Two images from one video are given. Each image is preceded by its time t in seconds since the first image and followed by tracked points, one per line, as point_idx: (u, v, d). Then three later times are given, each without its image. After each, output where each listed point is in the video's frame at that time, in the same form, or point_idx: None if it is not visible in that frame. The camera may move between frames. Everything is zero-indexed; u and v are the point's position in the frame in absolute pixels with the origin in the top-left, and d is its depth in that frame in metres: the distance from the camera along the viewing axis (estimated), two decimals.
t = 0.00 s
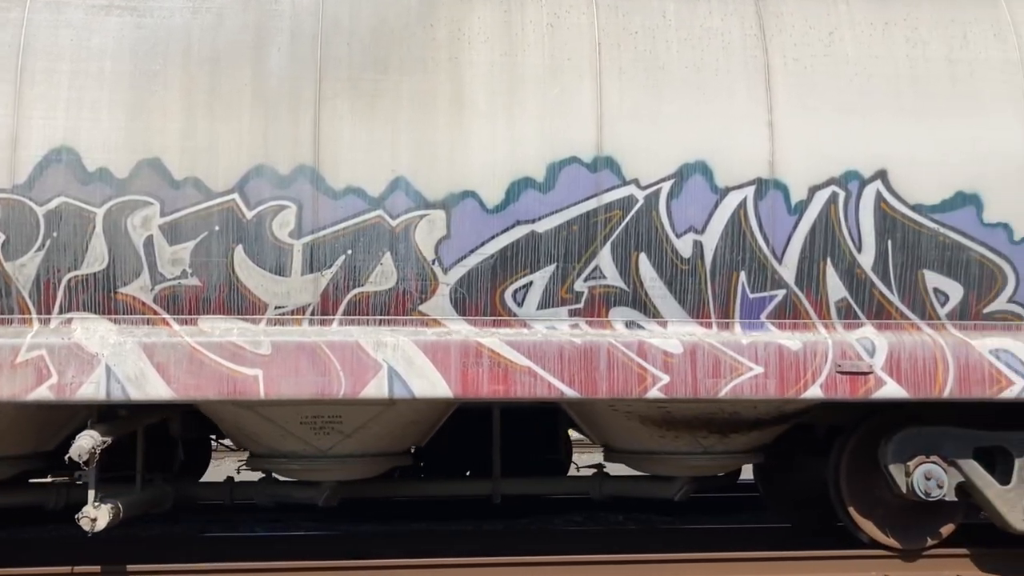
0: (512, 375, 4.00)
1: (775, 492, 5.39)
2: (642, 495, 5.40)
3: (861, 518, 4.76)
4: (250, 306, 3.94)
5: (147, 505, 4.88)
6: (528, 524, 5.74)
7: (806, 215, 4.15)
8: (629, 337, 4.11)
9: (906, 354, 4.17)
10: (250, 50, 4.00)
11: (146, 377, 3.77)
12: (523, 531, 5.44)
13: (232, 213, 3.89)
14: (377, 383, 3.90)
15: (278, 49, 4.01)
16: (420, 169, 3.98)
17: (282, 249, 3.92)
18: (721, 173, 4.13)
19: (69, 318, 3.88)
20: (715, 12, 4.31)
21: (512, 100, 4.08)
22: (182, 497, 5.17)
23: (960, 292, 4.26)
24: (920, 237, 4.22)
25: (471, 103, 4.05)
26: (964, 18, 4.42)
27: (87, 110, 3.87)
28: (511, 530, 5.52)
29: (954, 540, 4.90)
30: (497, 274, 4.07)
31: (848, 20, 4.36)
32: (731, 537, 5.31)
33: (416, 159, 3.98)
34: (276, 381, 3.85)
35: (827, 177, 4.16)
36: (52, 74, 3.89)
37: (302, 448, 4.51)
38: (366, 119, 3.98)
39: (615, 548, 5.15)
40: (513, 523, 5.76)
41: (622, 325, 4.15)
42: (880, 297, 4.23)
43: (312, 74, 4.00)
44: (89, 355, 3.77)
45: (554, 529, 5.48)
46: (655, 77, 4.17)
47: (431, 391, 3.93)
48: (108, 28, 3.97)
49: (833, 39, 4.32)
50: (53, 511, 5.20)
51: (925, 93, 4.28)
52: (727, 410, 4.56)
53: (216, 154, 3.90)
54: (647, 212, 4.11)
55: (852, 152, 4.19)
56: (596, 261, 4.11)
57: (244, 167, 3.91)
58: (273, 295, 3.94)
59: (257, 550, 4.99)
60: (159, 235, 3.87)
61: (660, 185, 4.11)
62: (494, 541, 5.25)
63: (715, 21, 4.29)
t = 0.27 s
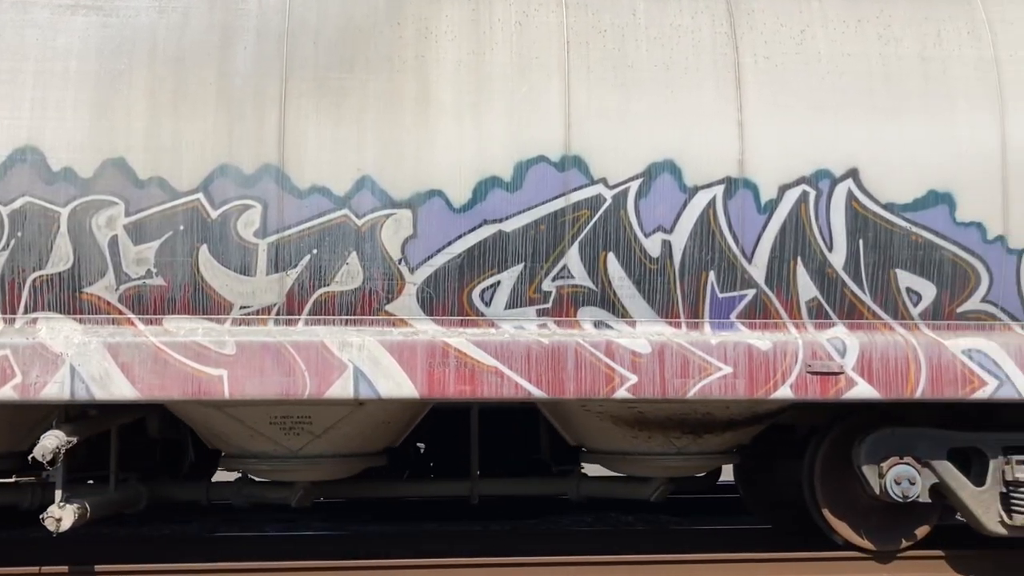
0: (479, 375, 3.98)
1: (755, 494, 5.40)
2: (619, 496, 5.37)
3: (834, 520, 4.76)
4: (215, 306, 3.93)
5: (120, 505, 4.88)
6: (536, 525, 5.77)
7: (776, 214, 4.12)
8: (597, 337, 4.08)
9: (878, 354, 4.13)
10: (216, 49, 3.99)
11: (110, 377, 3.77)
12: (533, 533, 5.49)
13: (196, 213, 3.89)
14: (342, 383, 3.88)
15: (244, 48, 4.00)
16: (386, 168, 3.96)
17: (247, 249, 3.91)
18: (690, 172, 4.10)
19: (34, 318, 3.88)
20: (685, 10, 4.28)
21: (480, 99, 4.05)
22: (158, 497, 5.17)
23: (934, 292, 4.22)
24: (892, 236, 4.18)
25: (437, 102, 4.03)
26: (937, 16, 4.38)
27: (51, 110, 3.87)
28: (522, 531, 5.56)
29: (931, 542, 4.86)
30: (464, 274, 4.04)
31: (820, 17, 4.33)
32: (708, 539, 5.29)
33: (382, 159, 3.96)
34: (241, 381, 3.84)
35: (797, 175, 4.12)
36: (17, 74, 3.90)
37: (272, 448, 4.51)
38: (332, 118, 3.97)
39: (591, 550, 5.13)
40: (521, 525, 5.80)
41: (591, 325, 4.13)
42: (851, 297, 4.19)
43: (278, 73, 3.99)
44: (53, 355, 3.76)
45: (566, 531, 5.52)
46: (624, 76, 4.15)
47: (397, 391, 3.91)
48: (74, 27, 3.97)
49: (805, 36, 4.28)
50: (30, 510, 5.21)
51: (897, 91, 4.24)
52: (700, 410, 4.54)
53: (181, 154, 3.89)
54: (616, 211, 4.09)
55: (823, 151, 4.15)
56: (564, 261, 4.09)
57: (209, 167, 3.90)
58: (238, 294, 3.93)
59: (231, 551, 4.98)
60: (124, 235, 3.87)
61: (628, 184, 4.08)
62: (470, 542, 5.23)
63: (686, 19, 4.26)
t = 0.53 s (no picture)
0: (445, 375, 3.95)
1: (736, 494, 5.34)
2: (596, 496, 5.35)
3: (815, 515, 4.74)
4: (180, 306, 3.93)
5: (93, 505, 4.88)
6: (546, 525, 5.69)
7: (745, 213, 4.09)
8: (564, 337, 4.06)
9: (848, 354, 4.09)
10: (181, 49, 3.98)
11: (74, 377, 3.76)
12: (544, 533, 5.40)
13: (161, 212, 3.88)
14: (307, 384, 3.86)
15: (210, 47, 3.99)
16: (350, 167, 3.94)
17: (211, 248, 3.91)
18: (658, 171, 4.08)
19: None
20: (655, 8, 4.26)
21: (446, 98, 4.03)
22: (134, 498, 5.17)
23: (906, 292, 4.19)
24: (864, 235, 4.14)
25: (403, 101, 4.01)
26: (910, 13, 4.34)
27: (16, 110, 3.87)
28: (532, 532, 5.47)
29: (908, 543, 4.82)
30: (431, 274, 4.01)
31: (791, 15, 4.30)
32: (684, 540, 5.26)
33: (347, 158, 3.95)
34: (205, 381, 3.83)
35: (767, 174, 4.09)
36: None
37: (242, 448, 4.51)
38: (297, 118, 3.96)
39: (566, 550, 5.10)
40: (532, 525, 5.71)
41: (558, 325, 4.11)
42: (822, 297, 4.15)
43: (243, 73, 3.98)
44: (17, 355, 3.76)
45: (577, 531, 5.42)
46: (592, 75, 4.12)
47: (362, 391, 3.88)
48: (39, 27, 3.97)
49: (775, 34, 4.25)
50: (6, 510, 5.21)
51: (868, 88, 4.20)
52: (671, 410, 4.52)
53: (145, 154, 3.88)
54: (583, 211, 4.06)
55: (793, 150, 4.12)
56: (531, 261, 4.07)
57: (173, 167, 3.89)
58: (203, 294, 3.93)
59: (206, 551, 4.97)
60: (88, 235, 3.86)
61: (596, 183, 4.06)
62: (446, 543, 5.21)
63: (655, 17, 4.24)
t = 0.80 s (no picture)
0: (411, 376, 3.93)
1: (715, 494, 5.31)
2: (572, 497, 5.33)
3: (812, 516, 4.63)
4: (146, 306, 3.93)
5: (68, 505, 4.88)
6: (558, 525, 5.66)
7: (712, 213, 4.07)
8: (532, 337, 4.03)
9: (818, 354, 4.05)
10: (147, 49, 3.98)
11: (38, 377, 3.75)
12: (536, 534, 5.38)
13: (126, 212, 3.88)
14: (271, 384, 3.85)
15: (176, 47, 3.99)
16: (316, 167, 3.93)
17: (176, 249, 3.91)
18: (625, 171, 4.06)
19: None
20: (624, 7, 4.24)
21: (412, 97, 4.02)
22: (110, 498, 5.16)
23: (877, 292, 4.15)
24: (834, 235, 4.11)
25: (369, 100, 4.00)
26: (882, 11, 4.31)
27: None
28: (525, 533, 5.44)
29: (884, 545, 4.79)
30: (397, 274, 3.99)
31: (762, 13, 4.27)
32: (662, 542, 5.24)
33: (313, 158, 3.94)
34: (170, 381, 3.82)
35: (736, 173, 4.07)
36: None
37: (213, 449, 4.53)
38: (263, 117, 3.95)
39: (542, 552, 5.08)
40: (542, 525, 5.68)
41: (526, 325, 4.08)
42: (792, 297, 4.12)
43: (209, 72, 3.97)
44: None
45: (584, 532, 5.42)
46: (559, 74, 4.11)
47: (327, 392, 3.87)
48: (6, 28, 3.97)
49: (746, 33, 4.22)
50: None
51: (839, 87, 4.17)
52: (643, 411, 4.50)
53: (110, 154, 3.88)
54: (550, 210, 4.04)
55: (762, 149, 4.09)
56: (498, 260, 4.04)
57: (138, 167, 3.89)
58: (168, 294, 3.92)
59: (181, 552, 4.97)
60: (53, 235, 3.86)
61: (563, 183, 4.04)
62: (422, 544, 5.19)
63: (624, 16, 4.22)
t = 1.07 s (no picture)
0: (378, 377, 3.91)
1: (695, 494, 5.29)
2: (550, 498, 5.31)
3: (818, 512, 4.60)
4: (113, 306, 3.93)
5: (44, 505, 4.90)
6: (568, 525, 5.68)
7: (682, 213, 4.04)
8: (500, 337, 4.01)
9: (788, 354, 4.02)
10: (115, 49, 3.98)
11: (5, 377, 3.76)
12: (514, 535, 5.36)
13: (93, 212, 3.88)
14: (237, 385, 3.85)
15: (143, 47, 3.99)
16: (282, 167, 3.93)
17: (143, 249, 3.91)
18: (594, 170, 4.04)
19: None
20: (594, 6, 4.22)
21: (379, 96, 4.01)
22: (87, 498, 5.18)
23: (849, 292, 4.11)
24: (805, 235, 4.07)
25: (336, 100, 3.99)
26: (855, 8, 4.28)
27: None
28: (504, 533, 5.43)
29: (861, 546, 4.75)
30: (364, 274, 3.98)
31: (733, 11, 4.24)
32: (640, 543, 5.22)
33: (279, 158, 3.93)
34: (137, 381, 3.82)
35: (705, 173, 4.04)
36: None
37: (185, 449, 4.55)
38: (229, 117, 3.95)
39: (518, 552, 5.06)
40: (552, 525, 5.69)
41: (495, 325, 4.06)
42: (762, 297, 4.09)
43: (176, 72, 3.97)
44: None
45: (595, 531, 5.42)
46: (528, 73, 4.09)
47: (294, 392, 3.86)
48: None
49: (716, 31, 4.20)
50: None
51: (810, 85, 4.14)
52: (615, 411, 4.48)
53: (77, 154, 3.88)
54: (519, 210, 4.02)
55: (732, 148, 4.06)
56: (466, 260, 4.02)
57: (105, 167, 3.89)
58: (135, 294, 3.92)
59: (157, 552, 4.97)
60: (20, 235, 3.87)
61: (531, 183, 4.02)
62: (398, 545, 5.18)
63: (593, 15, 4.20)
